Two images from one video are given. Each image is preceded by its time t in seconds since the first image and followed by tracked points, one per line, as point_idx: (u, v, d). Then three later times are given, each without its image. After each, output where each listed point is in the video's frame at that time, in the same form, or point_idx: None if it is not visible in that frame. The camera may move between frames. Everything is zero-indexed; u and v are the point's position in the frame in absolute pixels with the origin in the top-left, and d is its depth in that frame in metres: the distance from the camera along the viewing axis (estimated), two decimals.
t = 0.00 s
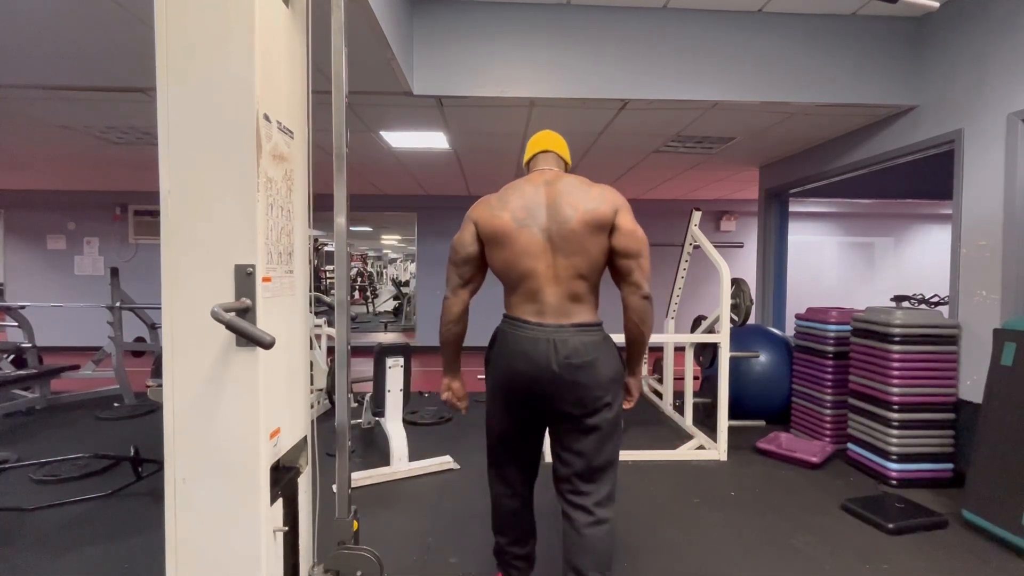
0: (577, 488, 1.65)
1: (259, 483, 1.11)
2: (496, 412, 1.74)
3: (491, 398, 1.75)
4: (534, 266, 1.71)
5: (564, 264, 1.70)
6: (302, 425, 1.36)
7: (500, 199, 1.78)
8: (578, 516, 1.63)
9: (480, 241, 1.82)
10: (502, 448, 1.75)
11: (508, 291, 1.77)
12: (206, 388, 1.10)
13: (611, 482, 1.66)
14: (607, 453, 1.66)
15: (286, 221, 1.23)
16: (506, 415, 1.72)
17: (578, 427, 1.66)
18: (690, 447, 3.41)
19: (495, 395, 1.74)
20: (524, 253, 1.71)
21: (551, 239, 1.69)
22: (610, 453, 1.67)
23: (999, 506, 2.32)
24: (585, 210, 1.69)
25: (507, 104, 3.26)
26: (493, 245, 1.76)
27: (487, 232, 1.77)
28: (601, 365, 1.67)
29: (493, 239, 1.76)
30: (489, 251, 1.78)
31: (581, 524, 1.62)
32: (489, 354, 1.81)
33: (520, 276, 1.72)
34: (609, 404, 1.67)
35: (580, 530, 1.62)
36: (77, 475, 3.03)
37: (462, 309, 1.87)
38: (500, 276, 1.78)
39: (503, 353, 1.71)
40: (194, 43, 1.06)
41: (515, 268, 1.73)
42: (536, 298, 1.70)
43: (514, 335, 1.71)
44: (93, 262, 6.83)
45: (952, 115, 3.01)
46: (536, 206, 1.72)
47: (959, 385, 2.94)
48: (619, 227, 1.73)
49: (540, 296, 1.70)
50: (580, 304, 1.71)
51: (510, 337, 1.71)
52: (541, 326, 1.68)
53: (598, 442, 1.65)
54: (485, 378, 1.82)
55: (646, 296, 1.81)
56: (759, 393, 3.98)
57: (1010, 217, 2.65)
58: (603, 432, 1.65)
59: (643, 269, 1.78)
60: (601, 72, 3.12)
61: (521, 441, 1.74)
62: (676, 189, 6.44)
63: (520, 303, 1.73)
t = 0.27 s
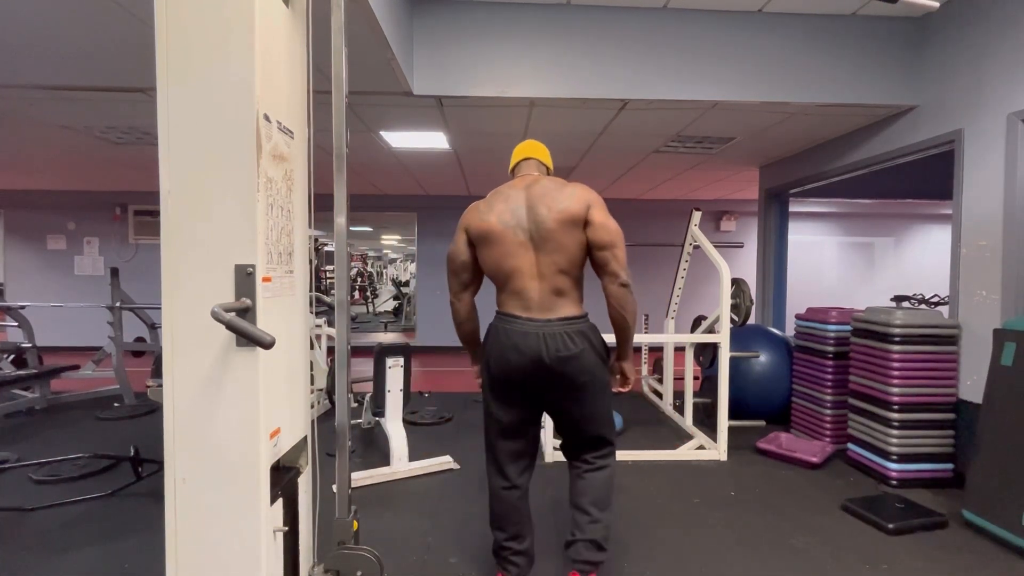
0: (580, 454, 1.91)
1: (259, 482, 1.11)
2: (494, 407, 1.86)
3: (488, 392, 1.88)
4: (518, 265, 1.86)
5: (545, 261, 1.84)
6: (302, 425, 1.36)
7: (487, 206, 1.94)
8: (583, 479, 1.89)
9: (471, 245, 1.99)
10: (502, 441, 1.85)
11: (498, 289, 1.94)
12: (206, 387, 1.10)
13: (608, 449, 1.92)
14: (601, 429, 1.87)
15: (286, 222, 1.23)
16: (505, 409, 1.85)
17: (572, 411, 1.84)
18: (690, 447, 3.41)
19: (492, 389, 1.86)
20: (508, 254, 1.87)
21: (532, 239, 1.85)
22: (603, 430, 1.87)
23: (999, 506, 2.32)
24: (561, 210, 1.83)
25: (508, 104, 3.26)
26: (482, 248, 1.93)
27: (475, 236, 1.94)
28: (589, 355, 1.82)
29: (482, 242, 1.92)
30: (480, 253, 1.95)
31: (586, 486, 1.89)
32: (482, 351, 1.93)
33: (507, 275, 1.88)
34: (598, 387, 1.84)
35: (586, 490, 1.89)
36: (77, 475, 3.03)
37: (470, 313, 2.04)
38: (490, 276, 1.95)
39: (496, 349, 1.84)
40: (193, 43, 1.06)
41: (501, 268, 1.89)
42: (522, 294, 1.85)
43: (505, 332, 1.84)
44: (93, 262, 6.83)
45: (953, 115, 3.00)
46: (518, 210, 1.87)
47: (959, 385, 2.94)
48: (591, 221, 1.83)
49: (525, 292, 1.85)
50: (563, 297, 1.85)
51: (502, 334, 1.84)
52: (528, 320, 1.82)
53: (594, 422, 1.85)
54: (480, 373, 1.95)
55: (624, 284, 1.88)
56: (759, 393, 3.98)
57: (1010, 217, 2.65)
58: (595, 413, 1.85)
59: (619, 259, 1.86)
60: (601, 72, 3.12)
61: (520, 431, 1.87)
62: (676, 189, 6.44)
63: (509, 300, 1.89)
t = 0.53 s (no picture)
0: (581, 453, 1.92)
1: (260, 483, 1.11)
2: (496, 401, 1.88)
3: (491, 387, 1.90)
4: (524, 266, 1.88)
5: (549, 264, 1.86)
6: (302, 425, 1.36)
7: (495, 208, 1.96)
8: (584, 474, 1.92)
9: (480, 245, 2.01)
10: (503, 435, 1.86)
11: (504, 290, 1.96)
12: (206, 387, 1.10)
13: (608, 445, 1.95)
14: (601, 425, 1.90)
15: (286, 221, 1.23)
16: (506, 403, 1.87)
17: (573, 407, 1.86)
18: (690, 447, 3.41)
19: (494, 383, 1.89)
20: (514, 256, 1.89)
21: (538, 242, 1.87)
22: (603, 425, 1.90)
23: (999, 506, 2.32)
24: (566, 215, 1.85)
25: (507, 104, 3.26)
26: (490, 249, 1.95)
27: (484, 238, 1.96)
28: (591, 351, 1.84)
29: (490, 243, 1.95)
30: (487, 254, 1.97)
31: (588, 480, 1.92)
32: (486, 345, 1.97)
33: (512, 276, 1.91)
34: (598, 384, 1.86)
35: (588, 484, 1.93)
36: (77, 476, 3.03)
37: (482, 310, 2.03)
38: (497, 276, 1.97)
39: (499, 344, 1.87)
40: (193, 43, 1.06)
41: (507, 269, 1.91)
42: (526, 296, 1.88)
43: (508, 327, 1.87)
44: (93, 262, 6.83)
45: (953, 115, 3.00)
46: (526, 213, 1.89)
47: (959, 385, 2.94)
48: (592, 226, 1.84)
49: (529, 294, 1.88)
50: (565, 299, 1.87)
51: (505, 330, 1.87)
52: (531, 319, 1.85)
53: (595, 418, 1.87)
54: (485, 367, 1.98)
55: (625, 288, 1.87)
56: (759, 393, 3.98)
57: (1009, 217, 2.65)
58: (596, 409, 1.87)
59: (619, 264, 1.86)
60: (601, 72, 3.12)
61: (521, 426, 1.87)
62: (676, 189, 6.44)
63: (513, 300, 1.92)
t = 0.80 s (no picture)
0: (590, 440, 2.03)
1: (260, 482, 1.11)
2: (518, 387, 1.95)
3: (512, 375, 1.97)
4: (552, 266, 1.97)
5: (576, 268, 1.96)
6: (302, 425, 1.36)
7: (529, 206, 2.04)
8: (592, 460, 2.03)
9: (509, 239, 2.08)
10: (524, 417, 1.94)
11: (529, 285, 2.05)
12: (207, 387, 1.10)
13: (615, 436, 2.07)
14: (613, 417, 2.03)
15: (286, 222, 1.23)
16: (529, 390, 1.95)
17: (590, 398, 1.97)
18: (690, 447, 3.41)
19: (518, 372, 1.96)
20: (543, 256, 1.98)
21: (568, 246, 1.96)
22: (616, 417, 2.04)
23: (999, 506, 2.32)
24: (599, 225, 1.95)
25: (508, 104, 3.26)
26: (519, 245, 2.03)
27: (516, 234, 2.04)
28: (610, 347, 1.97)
29: (520, 240, 2.03)
30: (515, 247, 2.05)
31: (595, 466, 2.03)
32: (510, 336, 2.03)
33: (539, 274, 2.00)
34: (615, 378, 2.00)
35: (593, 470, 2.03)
36: (77, 476, 3.03)
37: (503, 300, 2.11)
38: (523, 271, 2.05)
39: (527, 336, 1.95)
40: (193, 43, 1.06)
41: (535, 267, 2.00)
42: (551, 293, 1.97)
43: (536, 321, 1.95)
44: (93, 262, 6.83)
45: (953, 115, 3.00)
46: (560, 216, 1.98)
47: (959, 385, 2.94)
48: (620, 239, 1.97)
49: (553, 292, 1.97)
50: (586, 302, 1.97)
51: (532, 323, 1.95)
52: (557, 315, 1.94)
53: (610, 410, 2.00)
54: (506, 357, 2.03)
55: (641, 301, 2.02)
56: (759, 393, 3.98)
57: (1009, 217, 2.65)
58: (611, 402, 1.99)
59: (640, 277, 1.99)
60: (601, 72, 3.12)
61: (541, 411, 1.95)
62: (676, 189, 6.44)
63: (538, 297, 2.00)
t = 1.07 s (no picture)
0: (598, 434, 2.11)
1: (260, 482, 1.11)
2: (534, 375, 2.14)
3: (532, 363, 2.14)
4: (574, 263, 2.11)
5: (597, 266, 2.10)
6: (302, 425, 1.36)
7: (556, 204, 2.18)
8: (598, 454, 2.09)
9: (534, 235, 2.22)
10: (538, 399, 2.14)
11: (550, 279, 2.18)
12: (207, 386, 1.10)
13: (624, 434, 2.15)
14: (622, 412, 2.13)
15: (286, 222, 1.23)
16: (544, 378, 2.12)
17: (602, 390, 2.09)
18: (690, 446, 3.41)
19: (535, 362, 2.13)
20: (566, 253, 2.12)
21: (593, 243, 2.10)
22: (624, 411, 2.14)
23: (999, 506, 2.32)
24: (623, 227, 2.12)
25: (508, 104, 3.26)
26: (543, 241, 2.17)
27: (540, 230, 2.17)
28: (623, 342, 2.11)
29: (545, 236, 2.17)
30: (539, 242, 2.19)
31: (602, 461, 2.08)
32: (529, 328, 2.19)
33: (561, 270, 2.13)
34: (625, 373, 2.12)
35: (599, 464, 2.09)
36: (77, 475, 3.03)
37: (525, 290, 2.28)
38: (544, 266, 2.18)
39: (545, 328, 2.10)
40: (193, 43, 1.06)
41: (557, 262, 2.14)
42: (571, 288, 2.11)
43: (555, 314, 2.09)
44: (93, 262, 6.83)
45: (953, 114, 3.00)
46: (585, 217, 2.12)
47: (959, 385, 2.94)
48: (643, 240, 2.15)
49: (574, 287, 2.11)
50: (605, 296, 2.12)
51: (552, 316, 2.09)
52: (576, 309, 2.08)
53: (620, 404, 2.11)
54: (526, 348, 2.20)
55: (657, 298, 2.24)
56: (759, 393, 3.98)
57: (1009, 217, 2.65)
58: (622, 396, 2.11)
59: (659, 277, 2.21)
60: (601, 72, 3.12)
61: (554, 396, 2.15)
62: (676, 189, 6.43)
63: (558, 290, 2.14)
